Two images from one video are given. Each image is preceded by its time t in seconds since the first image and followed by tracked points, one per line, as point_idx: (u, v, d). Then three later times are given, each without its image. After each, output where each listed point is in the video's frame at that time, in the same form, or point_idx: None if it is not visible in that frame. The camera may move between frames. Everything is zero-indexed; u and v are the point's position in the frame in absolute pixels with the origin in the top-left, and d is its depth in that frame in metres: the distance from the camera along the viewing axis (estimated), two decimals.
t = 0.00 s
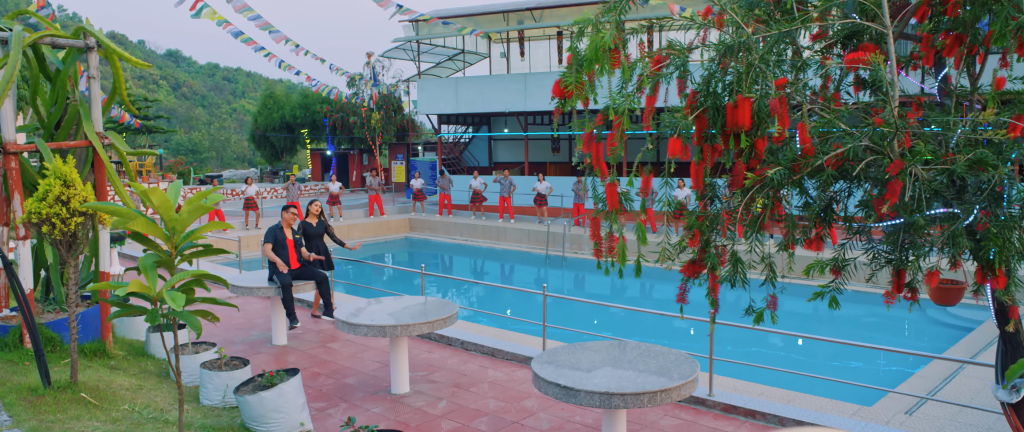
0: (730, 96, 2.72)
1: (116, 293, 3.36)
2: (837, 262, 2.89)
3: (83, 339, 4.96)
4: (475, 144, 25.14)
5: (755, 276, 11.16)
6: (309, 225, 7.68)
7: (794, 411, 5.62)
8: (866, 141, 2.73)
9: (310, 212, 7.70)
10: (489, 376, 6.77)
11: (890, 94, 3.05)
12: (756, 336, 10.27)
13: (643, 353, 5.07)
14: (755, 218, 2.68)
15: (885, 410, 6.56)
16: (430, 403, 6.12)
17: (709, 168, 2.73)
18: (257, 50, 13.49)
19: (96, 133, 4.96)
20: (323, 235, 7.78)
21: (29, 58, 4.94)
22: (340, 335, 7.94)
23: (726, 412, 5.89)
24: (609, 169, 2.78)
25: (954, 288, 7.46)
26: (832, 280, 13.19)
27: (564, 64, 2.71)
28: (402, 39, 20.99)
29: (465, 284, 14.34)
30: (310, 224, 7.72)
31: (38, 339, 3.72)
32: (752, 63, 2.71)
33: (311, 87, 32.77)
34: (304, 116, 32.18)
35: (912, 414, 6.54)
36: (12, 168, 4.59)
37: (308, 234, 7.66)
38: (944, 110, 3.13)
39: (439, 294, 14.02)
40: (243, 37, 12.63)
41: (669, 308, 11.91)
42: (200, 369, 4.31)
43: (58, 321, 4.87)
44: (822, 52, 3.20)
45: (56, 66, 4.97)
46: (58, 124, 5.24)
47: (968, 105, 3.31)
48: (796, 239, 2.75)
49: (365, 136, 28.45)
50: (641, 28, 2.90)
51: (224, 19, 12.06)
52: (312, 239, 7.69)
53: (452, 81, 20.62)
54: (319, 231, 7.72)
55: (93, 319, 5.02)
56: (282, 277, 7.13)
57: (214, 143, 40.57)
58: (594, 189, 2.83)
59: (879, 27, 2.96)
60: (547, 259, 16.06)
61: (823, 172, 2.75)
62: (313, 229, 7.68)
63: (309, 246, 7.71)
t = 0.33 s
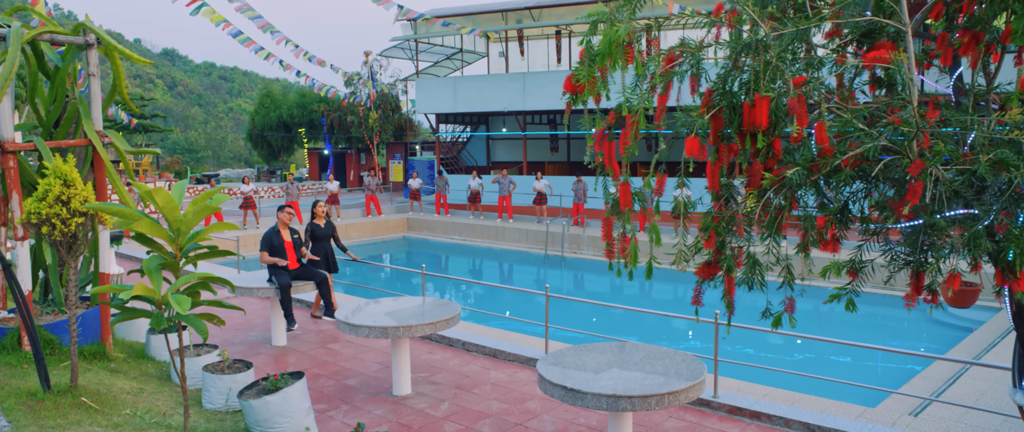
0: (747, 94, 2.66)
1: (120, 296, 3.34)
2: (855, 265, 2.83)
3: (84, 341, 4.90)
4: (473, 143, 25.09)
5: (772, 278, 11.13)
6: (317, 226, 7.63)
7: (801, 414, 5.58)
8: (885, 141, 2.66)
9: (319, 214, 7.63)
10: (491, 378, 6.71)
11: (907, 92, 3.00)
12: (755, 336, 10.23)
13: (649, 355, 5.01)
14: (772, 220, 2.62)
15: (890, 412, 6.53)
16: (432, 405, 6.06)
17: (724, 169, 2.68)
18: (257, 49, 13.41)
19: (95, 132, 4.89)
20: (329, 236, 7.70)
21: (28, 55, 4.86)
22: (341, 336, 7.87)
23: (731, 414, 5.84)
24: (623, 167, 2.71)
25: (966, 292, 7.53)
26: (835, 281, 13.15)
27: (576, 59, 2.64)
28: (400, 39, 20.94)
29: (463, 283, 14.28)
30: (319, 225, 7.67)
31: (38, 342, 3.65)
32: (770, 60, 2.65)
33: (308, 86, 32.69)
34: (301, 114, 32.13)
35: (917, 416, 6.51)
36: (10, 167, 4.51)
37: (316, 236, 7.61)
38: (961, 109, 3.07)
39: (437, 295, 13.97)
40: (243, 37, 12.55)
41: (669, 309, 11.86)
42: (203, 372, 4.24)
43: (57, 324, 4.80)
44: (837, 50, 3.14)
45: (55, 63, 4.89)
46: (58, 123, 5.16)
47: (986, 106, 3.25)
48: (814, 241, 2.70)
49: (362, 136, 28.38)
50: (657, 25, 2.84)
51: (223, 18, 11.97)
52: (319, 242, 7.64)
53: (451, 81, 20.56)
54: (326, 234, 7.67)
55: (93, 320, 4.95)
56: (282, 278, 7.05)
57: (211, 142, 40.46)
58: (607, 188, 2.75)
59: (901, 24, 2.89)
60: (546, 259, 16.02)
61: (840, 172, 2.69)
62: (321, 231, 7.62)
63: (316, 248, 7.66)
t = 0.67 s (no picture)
0: (768, 91, 2.61)
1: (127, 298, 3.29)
2: (875, 265, 2.78)
3: (88, 341, 4.85)
4: (474, 141, 25.21)
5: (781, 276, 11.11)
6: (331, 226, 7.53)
7: (810, 414, 5.53)
8: (907, 139, 2.60)
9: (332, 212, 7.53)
10: (496, 378, 6.65)
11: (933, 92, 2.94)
12: (757, 335, 10.19)
13: (658, 356, 4.95)
14: (794, 220, 2.56)
15: (898, 412, 6.48)
16: (438, 406, 6.00)
17: (744, 168, 2.63)
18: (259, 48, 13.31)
19: (98, 129, 4.82)
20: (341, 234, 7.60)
21: (30, 52, 4.79)
22: (344, 336, 7.81)
23: (739, 415, 5.79)
24: (640, 166, 2.65)
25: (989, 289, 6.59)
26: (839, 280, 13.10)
27: (594, 54, 2.58)
28: (402, 36, 20.86)
29: (463, 282, 14.22)
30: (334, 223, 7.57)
31: (41, 344, 3.59)
32: (791, 57, 2.59)
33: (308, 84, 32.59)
34: (301, 113, 32.01)
35: (926, 417, 6.47)
36: (11, 165, 4.45)
37: (329, 233, 7.51)
38: (983, 107, 3.01)
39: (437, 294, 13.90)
40: (245, 35, 12.47)
41: (671, 308, 11.81)
42: (209, 375, 4.18)
43: (61, 325, 4.76)
44: (855, 48, 3.07)
45: (57, 61, 4.83)
46: (60, 121, 5.10)
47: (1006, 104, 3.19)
48: (836, 241, 2.63)
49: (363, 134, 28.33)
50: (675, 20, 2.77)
51: (225, 16, 11.88)
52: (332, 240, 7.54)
53: (452, 79, 20.49)
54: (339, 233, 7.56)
55: (97, 321, 4.90)
56: (286, 278, 7.02)
57: (210, 140, 40.46)
58: (623, 188, 2.69)
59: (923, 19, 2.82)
60: (547, 258, 15.99)
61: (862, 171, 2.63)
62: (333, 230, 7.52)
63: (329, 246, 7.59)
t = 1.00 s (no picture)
0: (793, 89, 2.54)
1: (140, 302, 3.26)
2: (899, 267, 2.73)
3: (93, 343, 4.79)
4: (476, 140, 25.23)
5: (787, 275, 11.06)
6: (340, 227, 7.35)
7: (821, 416, 5.47)
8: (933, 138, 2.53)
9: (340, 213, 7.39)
10: (503, 379, 6.60)
11: (959, 91, 2.89)
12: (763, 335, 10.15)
13: (669, 357, 4.89)
14: (819, 221, 2.50)
15: (908, 414, 6.42)
16: (445, 407, 5.95)
17: (766, 168, 2.57)
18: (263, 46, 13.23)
19: (103, 127, 4.77)
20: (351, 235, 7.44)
21: (35, 49, 4.74)
22: (349, 336, 7.75)
23: (749, 416, 5.73)
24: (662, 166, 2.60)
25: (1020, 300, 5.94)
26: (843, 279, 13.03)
27: (614, 52, 2.55)
28: (404, 35, 20.79)
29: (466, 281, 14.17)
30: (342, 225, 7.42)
31: (47, 347, 3.53)
32: (815, 54, 2.52)
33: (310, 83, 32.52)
34: (303, 111, 31.90)
35: (936, 418, 6.42)
36: (16, 164, 4.39)
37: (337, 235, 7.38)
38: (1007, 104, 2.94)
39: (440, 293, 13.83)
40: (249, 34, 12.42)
41: (672, 306, 11.75)
42: (217, 377, 4.13)
43: (66, 326, 4.70)
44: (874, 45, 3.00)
45: (62, 58, 4.78)
46: (64, 119, 5.05)
47: None
48: (860, 242, 2.57)
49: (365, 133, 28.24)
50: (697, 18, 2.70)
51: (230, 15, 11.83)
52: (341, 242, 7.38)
53: (455, 78, 20.43)
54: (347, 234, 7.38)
55: (103, 322, 4.84)
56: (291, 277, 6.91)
57: (212, 139, 40.36)
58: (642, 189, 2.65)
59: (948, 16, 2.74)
60: (551, 257, 15.91)
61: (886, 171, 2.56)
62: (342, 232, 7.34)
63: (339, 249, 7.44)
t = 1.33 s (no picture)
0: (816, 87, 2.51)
1: (152, 306, 3.21)
2: (923, 269, 2.67)
3: (98, 346, 4.73)
4: (477, 140, 25.20)
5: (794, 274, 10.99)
6: (346, 229, 7.17)
7: (831, 418, 5.42)
8: (959, 137, 2.47)
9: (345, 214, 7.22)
10: (509, 380, 6.54)
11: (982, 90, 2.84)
12: (765, 334, 10.13)
13: (680, 359, 4.83)
14: (844, 222, 2.45)
15: (918, 416, 6.36)
16: (451, 409, 5.89)
17: (788, 168, 2.52)
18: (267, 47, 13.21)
19: (108, 127, 4.72)
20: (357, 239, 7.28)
21: (39, 47, 4.69)
22: (353, 337, 7.70)
23: (758, 418, 5.67)
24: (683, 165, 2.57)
25: None
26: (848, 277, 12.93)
27: (635, 52, 2.55)
28: (406, 34, 20.76)
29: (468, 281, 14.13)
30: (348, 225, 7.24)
31: (51, 350, 3.47)
32: (838, 52, 2.47)
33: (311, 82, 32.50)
34: (303, 111, 31.85)
35: (946, 420, 6.37)
36: (20, 164, 4.34)
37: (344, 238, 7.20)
38: None
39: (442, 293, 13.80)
40: (253, 35, 12.40)
41: (674, 306, 11.70)
42: (224, 381, 4.08)
43: (70, 328, 4.65)
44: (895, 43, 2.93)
45: (67, 56, 4.72)
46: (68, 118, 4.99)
47: None
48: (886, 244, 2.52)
49: (366, 132, 28.25)
50: (719, 17, 2.68)
51: (234, 16, 11.80)
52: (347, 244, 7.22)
53: (456, 77, 20.39)
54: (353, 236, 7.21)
55: (108, 323, 4.78)
56: (295, 278, 6.85)
57: (212, 139, 40.42)
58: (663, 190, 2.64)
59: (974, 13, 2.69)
60: (553, 257, 15.85)
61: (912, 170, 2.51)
62: (347, 235, 7.16)
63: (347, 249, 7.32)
